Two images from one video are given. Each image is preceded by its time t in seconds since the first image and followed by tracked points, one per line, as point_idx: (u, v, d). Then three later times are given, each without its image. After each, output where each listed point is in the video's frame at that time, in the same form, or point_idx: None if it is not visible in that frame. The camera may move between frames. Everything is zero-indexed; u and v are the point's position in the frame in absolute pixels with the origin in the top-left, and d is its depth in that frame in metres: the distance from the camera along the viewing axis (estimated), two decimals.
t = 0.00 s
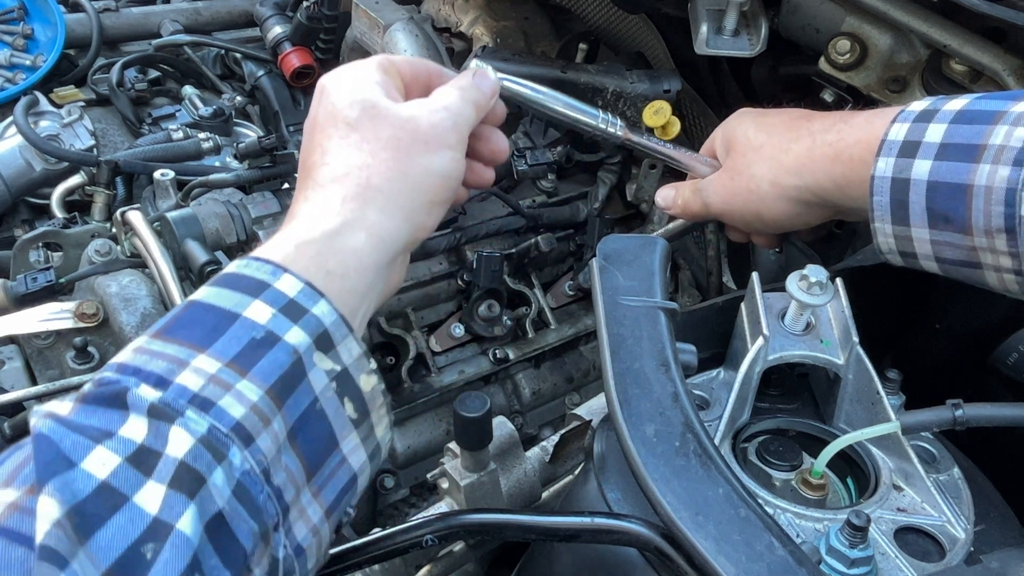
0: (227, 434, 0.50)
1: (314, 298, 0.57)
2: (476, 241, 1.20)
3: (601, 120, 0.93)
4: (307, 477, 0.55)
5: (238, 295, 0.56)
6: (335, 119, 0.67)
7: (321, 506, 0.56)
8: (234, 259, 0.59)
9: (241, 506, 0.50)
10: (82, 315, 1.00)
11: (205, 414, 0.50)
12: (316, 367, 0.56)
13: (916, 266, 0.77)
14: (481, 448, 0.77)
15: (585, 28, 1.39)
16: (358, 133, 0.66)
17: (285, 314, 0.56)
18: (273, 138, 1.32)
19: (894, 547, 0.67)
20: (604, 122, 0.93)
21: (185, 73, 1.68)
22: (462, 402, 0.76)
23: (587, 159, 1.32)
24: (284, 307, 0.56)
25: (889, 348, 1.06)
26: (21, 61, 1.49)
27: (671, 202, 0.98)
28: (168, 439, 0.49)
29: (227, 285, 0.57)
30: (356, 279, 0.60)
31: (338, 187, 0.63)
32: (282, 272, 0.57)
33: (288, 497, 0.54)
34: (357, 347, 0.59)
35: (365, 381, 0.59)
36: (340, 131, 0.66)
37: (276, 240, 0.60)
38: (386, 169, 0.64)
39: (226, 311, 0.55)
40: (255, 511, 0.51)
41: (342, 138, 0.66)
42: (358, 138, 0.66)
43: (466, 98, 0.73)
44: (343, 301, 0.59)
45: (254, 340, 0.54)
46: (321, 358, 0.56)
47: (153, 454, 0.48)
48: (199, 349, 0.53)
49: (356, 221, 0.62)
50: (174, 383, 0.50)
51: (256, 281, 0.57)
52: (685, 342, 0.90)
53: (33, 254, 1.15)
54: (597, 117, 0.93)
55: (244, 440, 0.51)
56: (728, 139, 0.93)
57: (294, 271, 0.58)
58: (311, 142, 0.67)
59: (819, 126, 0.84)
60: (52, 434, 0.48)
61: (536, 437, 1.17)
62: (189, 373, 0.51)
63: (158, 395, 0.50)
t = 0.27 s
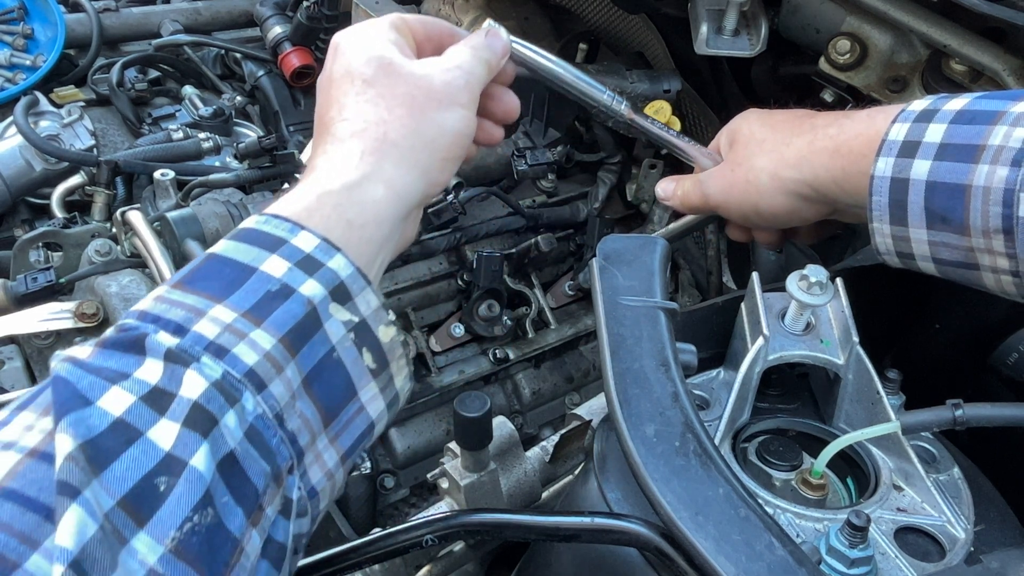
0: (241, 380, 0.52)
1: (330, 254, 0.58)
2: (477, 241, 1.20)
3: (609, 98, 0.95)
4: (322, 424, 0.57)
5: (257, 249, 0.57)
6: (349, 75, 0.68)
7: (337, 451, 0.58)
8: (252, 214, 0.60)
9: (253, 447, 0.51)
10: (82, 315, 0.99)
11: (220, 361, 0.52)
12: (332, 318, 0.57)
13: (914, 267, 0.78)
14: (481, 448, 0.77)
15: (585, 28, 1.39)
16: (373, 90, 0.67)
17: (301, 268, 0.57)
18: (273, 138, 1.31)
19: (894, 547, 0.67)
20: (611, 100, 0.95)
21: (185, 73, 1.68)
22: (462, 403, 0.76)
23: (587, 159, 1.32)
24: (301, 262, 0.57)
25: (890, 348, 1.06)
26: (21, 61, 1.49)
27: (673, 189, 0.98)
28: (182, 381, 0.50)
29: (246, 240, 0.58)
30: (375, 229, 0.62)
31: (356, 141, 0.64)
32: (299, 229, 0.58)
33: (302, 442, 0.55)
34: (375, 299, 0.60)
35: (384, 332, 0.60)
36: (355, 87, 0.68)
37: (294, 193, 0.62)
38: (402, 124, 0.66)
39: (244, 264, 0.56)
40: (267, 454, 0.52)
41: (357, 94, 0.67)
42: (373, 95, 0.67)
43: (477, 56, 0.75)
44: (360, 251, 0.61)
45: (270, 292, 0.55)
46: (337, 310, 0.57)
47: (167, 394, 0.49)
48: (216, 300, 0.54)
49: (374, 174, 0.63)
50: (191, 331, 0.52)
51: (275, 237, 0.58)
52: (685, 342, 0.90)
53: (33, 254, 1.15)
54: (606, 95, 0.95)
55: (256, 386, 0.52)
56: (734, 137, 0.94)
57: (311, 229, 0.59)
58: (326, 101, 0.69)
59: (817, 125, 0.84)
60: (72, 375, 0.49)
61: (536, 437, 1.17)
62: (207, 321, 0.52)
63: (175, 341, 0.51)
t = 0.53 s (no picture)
0: (256, 336, 0.51)
1: (347, 219, 0.58)
2: (477, 241, 1.20)
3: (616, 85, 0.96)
4: (337, 383, 0.56)
5: (275, 212, 0.57)
6: (371, 42, 0.69)
7: (348, 411, 0.57)
8: (271, 177, 0.60)
9: (265, 402, 0.51)
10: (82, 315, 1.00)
11: (236, 316, 0.51)
12: (350, 281, 0.57)
13: (914, 267, 0.78)
14: (481, 448, 0.77)
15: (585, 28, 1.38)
16: (394, 57, 0.68)
17: (318, 231, 0.57)
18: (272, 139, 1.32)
19: (894, 547, 0.67)
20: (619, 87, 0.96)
21: (185, 73, 1.68)
22: (462, 403, 0.76)
23: (587, 159, 1.32)
24: (318, 226, 0.57)
25: (890, 348, 1.06)
26: (21, 61, 1.49)
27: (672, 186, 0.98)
28: (198, 333, 0.49)
29: (264, 204, 0.58)
30: (395, 191, 0.62)
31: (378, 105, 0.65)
32: (318, 195, 0.58)
33: (315, 400, 0.55)
34: (392, 263, 0.60)
35: (400, 296, 0.60)
36: (377, 54, 0.69)
37: (315, 153, 0.62)
38: (423, 91, 0.67)
39: (263, 226, 0.56)
40: (281, 410, 0.52)
41: (380, 60, 0.68)
42: (394, 62, 0.68)
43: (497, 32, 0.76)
44: (377, 213, 0.61)
45: (287, 254, 0.55)
46: (354, 273, 0.57)
47: (182, 345, 0.49)
48: (234, 259, 0.54)
49: (395, 137, 0.64)
50: (209, 287, 0.52)
51: (293, 202, 0.57)
52: (684, 342, 0.90)
53: (33, 254, 1.15)
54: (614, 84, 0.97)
55: (271, 342, 0.52)
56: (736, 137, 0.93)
57: (328, 195, 0.58)
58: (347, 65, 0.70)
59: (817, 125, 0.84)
60: (88, 324, 0.49)
61: (536, 437, 1.17)
62: (224, 279, 0.52)
63: (193, 296, 0.51)
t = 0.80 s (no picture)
0: (278, 296, 0.52)
1: (367, 187, 0.58)
2: (477, 241, 1.20)
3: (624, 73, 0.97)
4: (359, 344, 0.55)
5: (297, 179, 0.57)
6: (391, 13, 0.71)
7: (369, 370, 0.57)
8: (293, 145, 0.60)
9: (288, 359, 0.51)
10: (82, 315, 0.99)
11: (259, 277, 0.51)
12: (370, 246, 0.57)
13: (914, 267, 0.78)
14: (481, 448, 0.77)
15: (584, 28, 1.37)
16: (414, 27, 0.70)
17: (339, 198, 0.57)
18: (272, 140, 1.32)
19: (894, 547, 0.67)
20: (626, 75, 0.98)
21: (185, 73, 1.68)
22: (462, 403, 0.76)
23: (587, 159, 1.32)
24: (339, 193, 0.57)
25: (890, 348, 1.06)
26: (21, 61, 1.49)
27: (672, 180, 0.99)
28: (222, 291, 0.49)
29: (287, 170, 0.58)
30: (416, 155, 0.63)
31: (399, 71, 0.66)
32: (339, 164, 0.59)
33: (337, 360, 0.54)
34: (414, 228, 0.59)
35: (423, 260, 0.59)
36: (397, 23, 0.70)
37: (336, 118, 0.63)
38: (443, 59, 0.69)
39: (286, 192, 0.56)
40: (303, 368, 0.51)
41: (400, 29, 0.69)
42: (414, 32, 0.70)
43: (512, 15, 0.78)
44: (399, 177, 0.61)
45: (309, 219, 0.55)
46: (376, 238, 0.57)
47: (207, 302, 0.49)
48: (258, 222, 0.54)
49: (415, 102, 0.65)
50: (233, 248, 0.52)
51: (315, 169, 0.58)
52: (684, 342, 0.90)
53: (33, 254, 1.15)
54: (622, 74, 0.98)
55: (293, 304, 0.52)
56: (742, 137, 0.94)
57: (349, 164, 0.59)
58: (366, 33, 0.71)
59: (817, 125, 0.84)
60: (115, 281, 0.49)
61: (536, 437, 1.17)
62: (248, 241, 0.52)
63: (218, 257, 0.51)
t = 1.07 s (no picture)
0: (306, 262, 0.51)
1: (390, 159, 0.57)
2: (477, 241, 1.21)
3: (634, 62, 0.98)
4: (386, 311, 0.54)
5: (322, 150, 0.56)
6: None
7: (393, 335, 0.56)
8: (316, 118, 0.59)
9: (317, 324, 0.50)
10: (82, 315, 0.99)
11: (287, 244, 0.50)
12: (394, 217, 0.56)
13: (915, 266, 0.77)
14: (481, 448, 0.77)
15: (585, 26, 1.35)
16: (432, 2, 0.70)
17: (363, 170, 0.56)
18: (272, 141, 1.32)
19: (894, 547, 0.67)
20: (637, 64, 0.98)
21: (185, 73, 1.67)
22: (462, 403, 0.76)
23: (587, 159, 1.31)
24: (363, 165, 0.56)
25: (890, 348, 1.06)
26: (21, 61, 1.49)
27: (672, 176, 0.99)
28: (251, 257, 0.49)
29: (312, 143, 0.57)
30: (439, 126, 0.62)
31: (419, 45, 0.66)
32: (362, 137, 0.58)
33: (364, 326, 0.53)
34: (437, 198, 0.58)
35: (448, 230, 0.58)
36: None
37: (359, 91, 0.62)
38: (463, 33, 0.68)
39: (311, 162, 0.55)
40: (331, 332, 0.51)
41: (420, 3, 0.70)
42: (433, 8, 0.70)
43: None
44: (420, 149, 0.61)
45: (334, 188, 0.54)
46: (399, 209, 0.56)
47: (235, 267, 0.48)
48: (285, 191, 0.53)
49: (436, 75, 0.65)
50: (261, 216, 0.51)
51: (339, 142, 0.57)
52: (684, 342, 0.90)
53: (33, 254, 1.15)
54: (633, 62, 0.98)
55: (320, 270, 0.51)
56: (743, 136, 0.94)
57: (372, 138, 0.58)
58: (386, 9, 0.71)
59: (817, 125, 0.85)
60: (146, 246, 0.48)
61: (536, 437, 1.17)
62: (276, 209, 0.51)
63: (246, 224, 0.50)
